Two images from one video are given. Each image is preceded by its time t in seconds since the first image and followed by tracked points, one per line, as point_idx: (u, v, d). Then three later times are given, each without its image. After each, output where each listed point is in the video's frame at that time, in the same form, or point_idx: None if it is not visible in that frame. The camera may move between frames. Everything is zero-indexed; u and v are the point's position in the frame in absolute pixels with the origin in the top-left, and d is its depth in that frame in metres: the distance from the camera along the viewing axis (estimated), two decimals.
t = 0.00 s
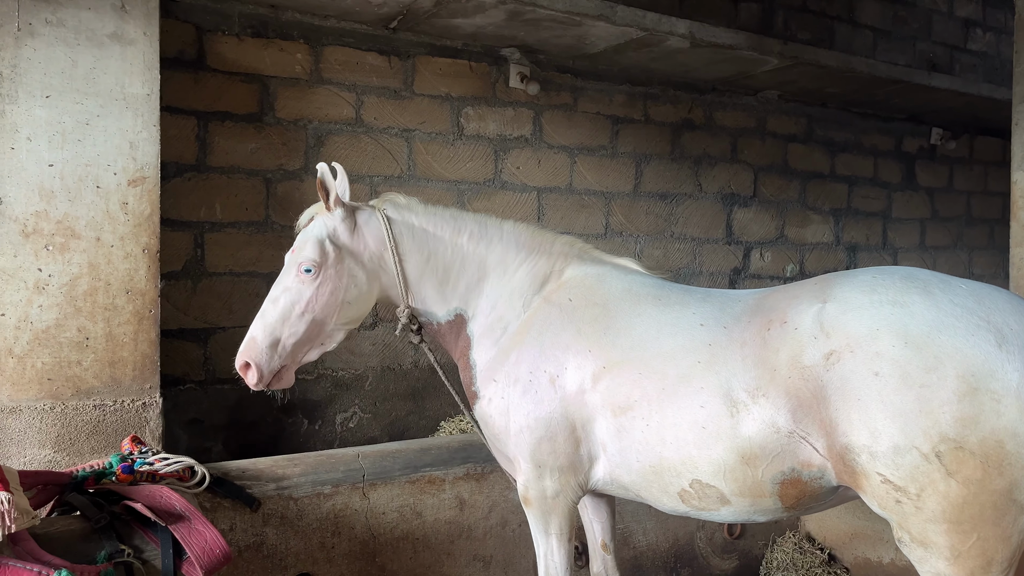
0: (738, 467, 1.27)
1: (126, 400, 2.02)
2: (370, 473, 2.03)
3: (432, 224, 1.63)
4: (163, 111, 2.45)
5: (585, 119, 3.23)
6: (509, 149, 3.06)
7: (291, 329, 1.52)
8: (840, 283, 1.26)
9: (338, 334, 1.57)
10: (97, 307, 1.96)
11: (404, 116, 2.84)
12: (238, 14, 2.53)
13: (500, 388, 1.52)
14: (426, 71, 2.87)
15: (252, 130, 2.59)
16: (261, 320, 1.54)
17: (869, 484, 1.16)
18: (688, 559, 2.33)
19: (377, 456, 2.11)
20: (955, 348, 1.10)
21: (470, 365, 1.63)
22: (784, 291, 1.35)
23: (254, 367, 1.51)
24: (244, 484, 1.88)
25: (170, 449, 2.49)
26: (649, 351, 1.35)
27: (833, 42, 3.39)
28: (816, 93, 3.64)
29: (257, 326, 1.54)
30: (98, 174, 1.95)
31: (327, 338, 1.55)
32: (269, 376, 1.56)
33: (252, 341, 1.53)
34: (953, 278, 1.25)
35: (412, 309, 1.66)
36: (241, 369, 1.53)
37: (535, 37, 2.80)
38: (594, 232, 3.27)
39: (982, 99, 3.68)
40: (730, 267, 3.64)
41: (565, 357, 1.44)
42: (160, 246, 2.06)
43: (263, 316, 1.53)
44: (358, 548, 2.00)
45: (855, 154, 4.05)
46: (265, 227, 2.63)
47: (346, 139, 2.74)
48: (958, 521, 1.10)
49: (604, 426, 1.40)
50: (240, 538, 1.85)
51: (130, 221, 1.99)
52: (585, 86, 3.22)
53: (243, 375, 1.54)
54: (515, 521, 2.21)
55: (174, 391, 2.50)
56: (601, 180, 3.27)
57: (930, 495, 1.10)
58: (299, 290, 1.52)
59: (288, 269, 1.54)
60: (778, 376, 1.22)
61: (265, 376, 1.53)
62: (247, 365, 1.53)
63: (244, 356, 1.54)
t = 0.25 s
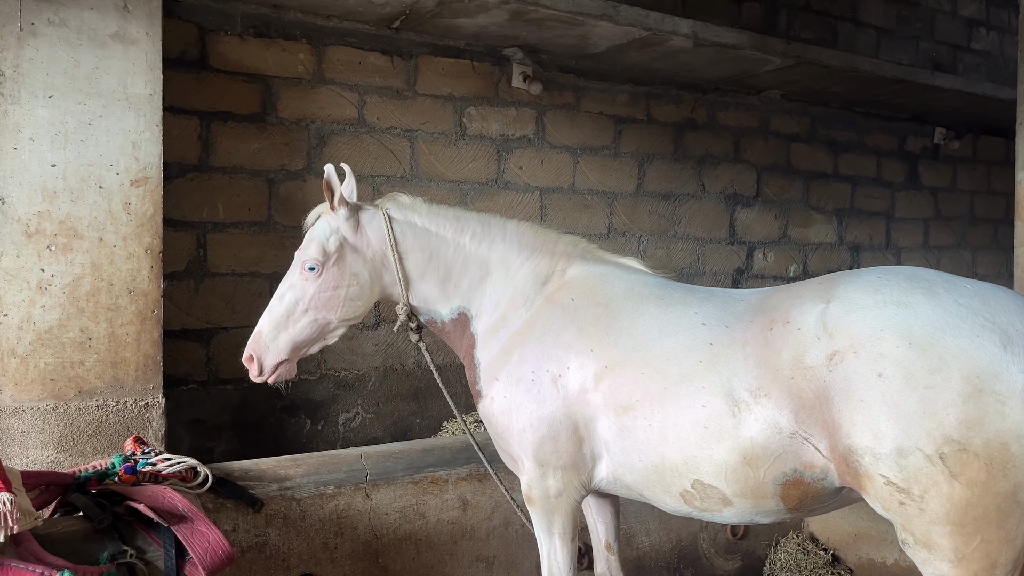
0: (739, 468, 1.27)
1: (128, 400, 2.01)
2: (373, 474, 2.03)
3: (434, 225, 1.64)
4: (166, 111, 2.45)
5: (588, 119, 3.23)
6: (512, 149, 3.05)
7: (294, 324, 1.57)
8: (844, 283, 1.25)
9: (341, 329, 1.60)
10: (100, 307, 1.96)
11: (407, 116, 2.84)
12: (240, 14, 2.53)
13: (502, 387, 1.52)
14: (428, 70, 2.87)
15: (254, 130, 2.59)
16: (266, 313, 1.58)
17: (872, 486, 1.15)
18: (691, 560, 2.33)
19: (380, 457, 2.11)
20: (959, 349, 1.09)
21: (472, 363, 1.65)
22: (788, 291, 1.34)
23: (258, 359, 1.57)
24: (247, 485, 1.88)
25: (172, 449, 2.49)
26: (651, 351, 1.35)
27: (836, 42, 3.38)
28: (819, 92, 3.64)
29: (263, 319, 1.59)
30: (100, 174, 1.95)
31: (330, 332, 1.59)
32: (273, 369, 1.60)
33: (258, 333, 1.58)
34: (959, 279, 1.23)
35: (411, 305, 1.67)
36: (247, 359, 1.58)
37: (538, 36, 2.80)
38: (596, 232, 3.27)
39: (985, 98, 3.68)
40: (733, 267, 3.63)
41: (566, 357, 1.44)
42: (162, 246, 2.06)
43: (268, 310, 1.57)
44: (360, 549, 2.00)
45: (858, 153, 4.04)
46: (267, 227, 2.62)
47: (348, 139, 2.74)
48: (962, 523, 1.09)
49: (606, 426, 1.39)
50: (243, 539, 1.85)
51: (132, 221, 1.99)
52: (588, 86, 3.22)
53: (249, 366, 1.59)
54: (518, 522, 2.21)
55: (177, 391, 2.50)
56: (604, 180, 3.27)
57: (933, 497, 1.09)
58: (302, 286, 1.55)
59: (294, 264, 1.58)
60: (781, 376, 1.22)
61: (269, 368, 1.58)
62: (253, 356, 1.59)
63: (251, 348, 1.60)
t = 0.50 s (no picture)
0: (740, 469, 1.26)
1: (129, 401, 2.01)
2: (375, 474, 2.03)
3: (446, 216, 1.67)
4: (166, 111, 2.45)
5: (590, 119, 3.22)
6: (514, 149, 3.05)
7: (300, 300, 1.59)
8: (848, 283, 1.25)
9: (347, 311, 1.62)
10: (101, 307, 1.95)
11: (408, 116, 2.84)
12: (241, 14, 2.53)
13: (504, 385, 1.52)
14: (430, 70, 2.87)
15: (255, 130, 2.58)
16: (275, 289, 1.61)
17: (874, 487, 1.14)
18: (693, 561, 2.33)
19: (381, 457, 2.11)
20: (962, 350, 1.09)
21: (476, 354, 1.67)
22: (790, 290, 1.33)
23: (263, 332, 1.59)
24: (248, 485, 1.87)
25: (173, 450, 2.48)
26: (652, 351, 1.35)
27: (838, 42, 3.38)
28: (820, 92, 3.63)
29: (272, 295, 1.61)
30: (101, 174, 1.94)
31: (336, 313, 1.61)
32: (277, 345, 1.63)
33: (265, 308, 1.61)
34: (963, 279, 1.23)
35: (419, 292, 1.71)
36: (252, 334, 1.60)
37: (540, 36, 2.79)
38: (598, 232, 3.27)
39: (987, 98, 3.67)
40: (734, 267, 3.63)
41: (568, 356, 1.44)
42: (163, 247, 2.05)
43: (278, 286, 1.60)
44: (362, 550, 2.00)
45: (860, 153, 4.04)
46: (269, 227, 2.62)
47: (349, 140, 2.73)
48: (966, 525, 1.09)
49: (606, 425, 1.39)
50: (244, 540, 1.85)
51: (133, 221, 1.99)
52: (589, 86, 3.22)
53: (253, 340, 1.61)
54: (520, 523, 2.20)
55: (178, 392, 2.50)
56: (606, 180, 3.26)
57: (936, 499, 1.09)
58: (313, 263, 1.59)
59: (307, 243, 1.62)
60: (782, 377, 1.21)
61: (273, 343, 1.61)
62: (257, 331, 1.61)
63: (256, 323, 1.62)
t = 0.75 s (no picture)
0: (741, 471, 1.26)
1: (128, 402, 2.00)
2: (375, 475, 2.02)
3: (455, 209, 1.68)
4: (166, 111, 2.44)
5: (590, 119, 3.22)
6: (514, 150, 3.05)
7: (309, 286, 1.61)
8: (849, 283, 1.24)
9: (356, 300, 1.63)
10: (100, 308, 1.95)
11: (408, 116, 2.83)
12: (241, 14, 2.52)
13: (505, 384, 1.52)
14: (430, 71, 2.86)
15: (255, 131, 2.58)
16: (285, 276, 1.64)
17: (876, 489, 1.14)
18: (694, 562, 2.33)
19: (381, 458, 2.11)
20: (964, 351, 1.08)
21: (479, 351, 1.67)
22: (792, 291, 1.33)
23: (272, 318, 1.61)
24: (247, 487, 1.87)
25: (173, 451, 2.48)
26: (653, 352, 1.34)
27: (839, 42, 3.37)
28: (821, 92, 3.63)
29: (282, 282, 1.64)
30: (100, 175, 1.93)
31: (344, 301, 1.63)
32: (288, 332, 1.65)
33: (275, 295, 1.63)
34: (966, 280, 1.22)
35: (426, 284, 1.72)
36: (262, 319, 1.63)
37: (540, 36, 2.79)
38: (598, 232, 3.26)
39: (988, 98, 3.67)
40: (735, 267, 3.62)
41: (568, 356, 1.43)
42: (161, 247, 2.05)
43: (287, 273, 1.63)
44: (362, 551, 1.99)
45: (860, 154, 4.03)
46: (268, 227, 2.62)
47: (349, 140, 2.73)
48: (968, 528, 1.08)
49: (606, 426, 1.39)
50: (243, 541, 1.84)
51: (132, 222, 1.98)
52: (590, 86, 3.21)
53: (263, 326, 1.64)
54: (521, 524, 2.20)
55: (177, 393, 2.49)
56: (607, 180, 3.26)
57: (939, 501, 1.08)
58: (321, 251, 1.61)
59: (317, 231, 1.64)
60: (783, 378, 1.21)
61: (283, 329, 1.63)
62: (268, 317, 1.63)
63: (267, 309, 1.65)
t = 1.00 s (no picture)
0: (744, 473, 1.25)
1: (127, 403, 1.99)
2: (374, 477, 2.01)
3: (458, 207, 1.69)
4: (165, 112, 2.43)
5: (590, 119, 3.21)
6: (514, 150, 3.04)
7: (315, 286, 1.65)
8: (852, 284, 1.24)
9: (360, 297, 1.67)
10: (98, 309, 1.94)
11: (407, 117, 2.83)
12: (240, 14, 2.52)
13: (506, 386, 1.51)
14: (429, 71, 2.86)
15: (254, 131, 2.57)
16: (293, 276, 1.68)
17: (881, 491, 1.13)
18: (695, 563, 2.33)
19: (381, 460, 2.10)
20: (969, 352, 1.08)
21: (480, 350, 1.68)
22: (795, 293, 1.32)
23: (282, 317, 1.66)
24: (247, 488, 1.86)
25: (172, 452, 2.47)
26: (655, 354, 1.34)
27: (838, 43, 3.37)
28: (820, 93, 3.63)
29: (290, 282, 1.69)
30: (98, 175, 1.93)
31: (349, 299, 1.66)
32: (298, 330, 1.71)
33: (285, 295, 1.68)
34: (969, 281, 1.22)
35: (427, 282, 1.72)
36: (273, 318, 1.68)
37: (540, 36, 2.78)
38: (598, 232, 3.26)
39: (987, 99, 3.68)
40: (735, 268, 3.62)
41: (570, 358, 1.43)
42: (161, 248, 2.04)
43: (295, 274, 1.67)
44: (362, 553, 1.98)
45: (860, 154, 4.03)
46: (267, 228, 2.61)
47: (349, 141, 2.72)
48: (973, 529, 1.08)
49: (608, 428, 1.38)
50: (243, 543, 1.83)
51: (131, 222, 1.97)
52: (590, 86, 3.21)
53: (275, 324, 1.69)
54: (521, 525, 2.19)
55: (176, 394, 2.48)
56: (606, 181, 3.26)
57: (944, 503, 1.08)
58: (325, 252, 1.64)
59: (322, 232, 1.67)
60: (787, 380, 1.20)
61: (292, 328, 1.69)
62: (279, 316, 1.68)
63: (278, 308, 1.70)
